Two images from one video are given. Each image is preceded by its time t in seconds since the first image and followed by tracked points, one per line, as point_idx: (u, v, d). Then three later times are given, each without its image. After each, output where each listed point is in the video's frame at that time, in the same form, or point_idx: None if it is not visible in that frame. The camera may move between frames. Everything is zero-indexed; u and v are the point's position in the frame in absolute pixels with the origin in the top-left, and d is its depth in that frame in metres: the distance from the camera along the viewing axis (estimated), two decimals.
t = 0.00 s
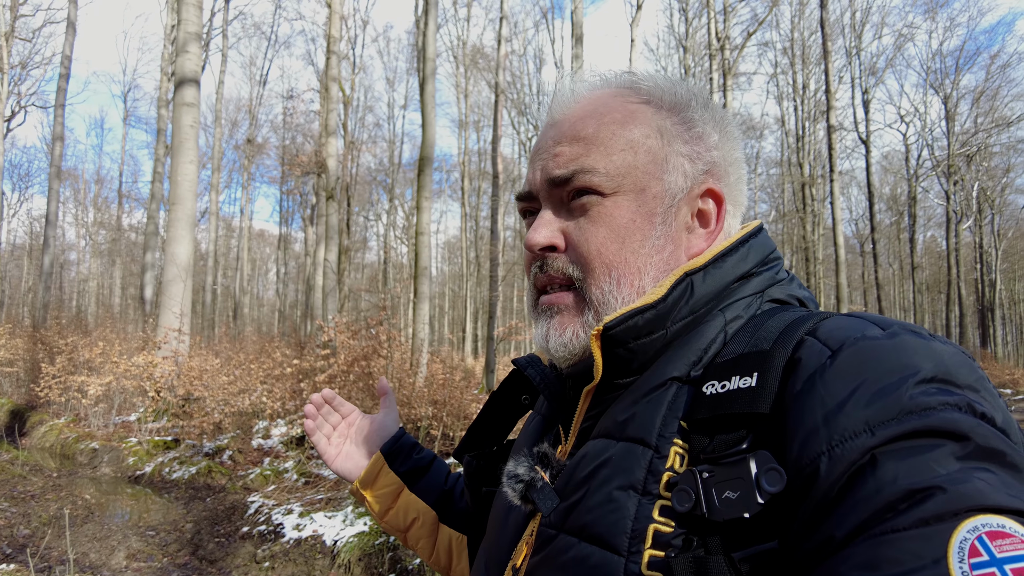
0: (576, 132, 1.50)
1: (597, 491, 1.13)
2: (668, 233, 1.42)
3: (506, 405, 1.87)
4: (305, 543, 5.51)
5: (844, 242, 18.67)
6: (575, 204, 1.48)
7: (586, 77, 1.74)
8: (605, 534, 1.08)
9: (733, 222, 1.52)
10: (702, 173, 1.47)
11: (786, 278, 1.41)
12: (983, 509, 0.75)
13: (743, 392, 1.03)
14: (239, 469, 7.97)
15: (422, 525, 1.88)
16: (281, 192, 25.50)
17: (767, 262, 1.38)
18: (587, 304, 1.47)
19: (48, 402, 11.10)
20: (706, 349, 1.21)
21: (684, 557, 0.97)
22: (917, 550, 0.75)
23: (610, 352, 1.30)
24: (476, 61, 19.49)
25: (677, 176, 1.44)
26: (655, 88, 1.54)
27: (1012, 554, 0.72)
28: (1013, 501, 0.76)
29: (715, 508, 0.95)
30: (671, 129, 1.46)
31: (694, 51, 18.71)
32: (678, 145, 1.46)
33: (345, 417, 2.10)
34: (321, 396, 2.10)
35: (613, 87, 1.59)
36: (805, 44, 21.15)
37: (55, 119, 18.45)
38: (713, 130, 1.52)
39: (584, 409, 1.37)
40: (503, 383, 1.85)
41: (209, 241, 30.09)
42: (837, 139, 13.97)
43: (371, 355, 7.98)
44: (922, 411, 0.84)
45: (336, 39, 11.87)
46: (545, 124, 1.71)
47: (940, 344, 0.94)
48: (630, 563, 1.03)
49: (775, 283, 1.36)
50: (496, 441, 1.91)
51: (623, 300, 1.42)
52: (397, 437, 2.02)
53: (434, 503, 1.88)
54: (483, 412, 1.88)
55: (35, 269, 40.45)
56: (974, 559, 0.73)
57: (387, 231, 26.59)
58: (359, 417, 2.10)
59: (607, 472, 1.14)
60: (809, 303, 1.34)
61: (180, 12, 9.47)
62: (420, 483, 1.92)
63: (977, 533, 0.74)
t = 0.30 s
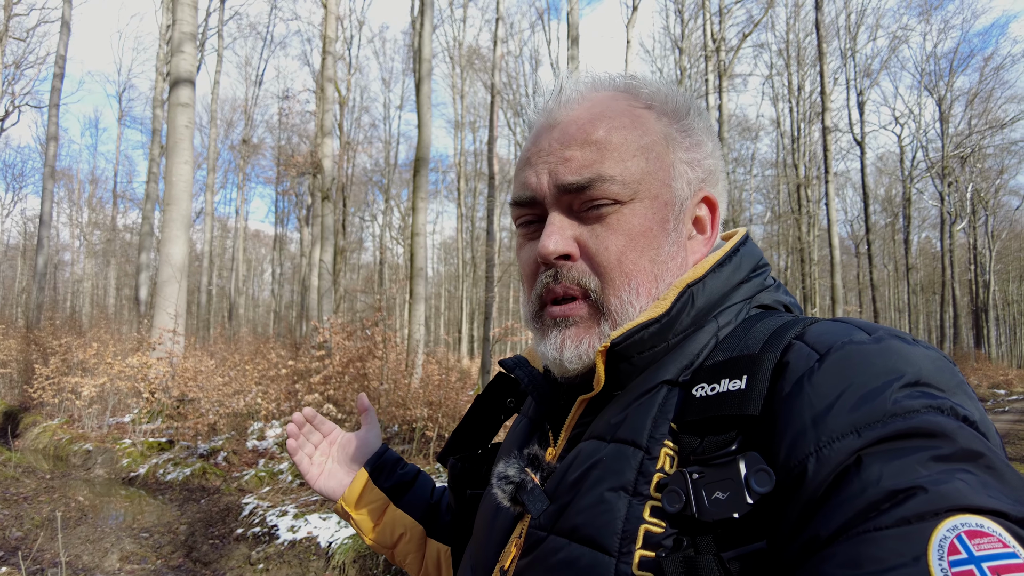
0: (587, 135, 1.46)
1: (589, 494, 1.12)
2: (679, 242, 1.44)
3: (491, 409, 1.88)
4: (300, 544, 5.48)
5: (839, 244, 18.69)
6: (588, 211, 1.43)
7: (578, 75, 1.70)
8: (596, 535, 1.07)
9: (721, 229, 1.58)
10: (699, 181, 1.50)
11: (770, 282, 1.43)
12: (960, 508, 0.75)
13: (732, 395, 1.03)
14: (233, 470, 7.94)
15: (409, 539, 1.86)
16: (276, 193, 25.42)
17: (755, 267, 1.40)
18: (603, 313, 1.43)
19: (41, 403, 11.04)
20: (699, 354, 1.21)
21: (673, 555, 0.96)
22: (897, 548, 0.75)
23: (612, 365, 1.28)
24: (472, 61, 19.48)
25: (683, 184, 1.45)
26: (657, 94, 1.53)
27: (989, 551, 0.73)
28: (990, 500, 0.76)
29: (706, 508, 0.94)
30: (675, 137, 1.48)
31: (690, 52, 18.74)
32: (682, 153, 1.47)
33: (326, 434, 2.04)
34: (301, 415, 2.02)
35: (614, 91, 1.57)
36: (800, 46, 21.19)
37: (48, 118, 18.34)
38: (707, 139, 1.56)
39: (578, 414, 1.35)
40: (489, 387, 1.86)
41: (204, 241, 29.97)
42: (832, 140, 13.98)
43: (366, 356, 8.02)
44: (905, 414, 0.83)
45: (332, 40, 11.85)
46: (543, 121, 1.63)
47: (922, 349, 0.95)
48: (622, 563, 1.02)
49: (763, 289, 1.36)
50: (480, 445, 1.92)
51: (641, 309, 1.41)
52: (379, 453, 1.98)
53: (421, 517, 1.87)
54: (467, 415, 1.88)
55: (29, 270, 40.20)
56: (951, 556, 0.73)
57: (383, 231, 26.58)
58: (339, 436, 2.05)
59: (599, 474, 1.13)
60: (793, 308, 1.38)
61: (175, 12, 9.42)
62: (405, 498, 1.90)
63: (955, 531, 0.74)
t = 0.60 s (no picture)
0: (570, 140, 1.45)
1: (572, 494, 1.11)
2: (661, 246, 1.44)
3: (473, 411, 1.88)
4: (295, 548, 5.45)
5: (836, 246, 18.73)
6: (573, 217, 1.43)
7: (558, 79, 1.70)
8: (580, 537, 1.06)
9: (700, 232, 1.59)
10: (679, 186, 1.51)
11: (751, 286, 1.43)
12: (936, 505, 0.75)
13: (713, 396, 1.02)
14: (229, 474, 7.90)
15: (393, 544, 1.86)
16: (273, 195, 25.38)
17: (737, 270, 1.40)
18: (589, 318, 1.43)
19: (36, 406, 10.99)
20: (682, 356, 1.21)
21: (657, 556, 0.95)
22: (875, 545, 0.74)
23: (599, 370, 1.26)
24: (469, 65, 19.50)
25: (664, 189, 1.46)
26: (637, 99, 1.54)
27: (965, 547, 0.72)
28: (966, 497, 0.76)
29: (688, 508, 0.94)
30: (655, 140, 1.48)
31: (687, 56, 18.79)
32: (662, 157, 1.48)
33: (307, 441, 2.03)
34: (284, 424, 2.00)
35: (594, 95, 1.56)
36: (797, 49, 21.24)
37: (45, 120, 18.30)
38: (687, 142, 1.57)
39: (561, 417, 1.34)
40: (469, 390, 1.86)
41: (201, 244, 29.92)
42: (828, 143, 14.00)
43: (363, 359, 8.08)
44: (882, 414, 0.83)
45: (330, 42, 11.85)
46: (522, 126, 1.63)
47: (900, 350, 0.95)
48: (605, 565, 1.01)
49: (743, 291, 1.36)
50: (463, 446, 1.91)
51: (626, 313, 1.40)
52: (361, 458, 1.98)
53: (406, 521, 1.86)
54: (449, 418, 1.87)
55: (24, 272, 40.03)
56: (926, 552, 0.73)
57: (380, 234, 26.59)
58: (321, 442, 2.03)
59: (582, 476, 1.12)
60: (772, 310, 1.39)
61: (172, 14, 9.40)
62: (390, 503, 1.88)
63: (929, 528, 0.74)
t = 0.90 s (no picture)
0: (559, 144, 1.45)
1: (568, 498, 1.11)
2: (654, 247, 1.43)
3: (469, 415, 1.87)
4: (293, 551, 5.43)
5: (835, 249, 18.75)
6: (565, 221, 1.42)
7: (547, 82, 1.70)
8: (577, 540, 1.05)
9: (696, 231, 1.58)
10: (671, 187, 1.51)
11: (749, 286, 1.42)
12: (937, 508, 0.74)
13: (712, 399, 1.02)
14: (228, 476, 7.89)
15: (388, 542, 1.85)
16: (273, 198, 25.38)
17: (735, 272, 1.38)
18: (583, 321, 1.42)
19: (34, 409, 10.97)
20: (678, 359, 1.21)
21: (655, 560, 0.94)
22: (873, 549, 0.74)
23: (597, 374, 1.26)
24: (469, 67, 19.52)
25: (656, 190, 1.46)
26: (623, 100, 1.53)
27: (967, 552, 0.72)
28: (965, 501, 0.75)
29: (687, 512, 0.93)
30: (646, 140, 1.48)
31: (686, 58, 18.78)
32: (652, 159, 1.47)
33: (299, 435, 1.97)
34: (275, 418, 1.92)
35: (581, 96, 1.56)
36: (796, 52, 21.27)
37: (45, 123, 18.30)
38: (678, 141, 1.56)
39: (558, 421, 1.33)
40: (464, 394, 1.85)
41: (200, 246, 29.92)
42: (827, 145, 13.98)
43: (362, 361, 8.06)
44: (880, 417, 0.83)
45: (329, 45, 11.85)
46: (511, 130, 1.63)
47: (897, 352, 0.94)
48: (603, 568, 1.00)
49: (741, 293, 1.36)
50: (461, 448, 1.90)
51: (620, 315, 1.40)
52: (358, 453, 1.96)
53: (401, 520, 1.86)
54: (445, 421, 1.87)
55: (24, 274, 39.99)
56: (927, 556, 0.72)
57: (380, 236, 26.66)
58: (314, 435, 1.98)
59: (579, 479, 1.12)
60: (771, 310, 1.37)
61: (171, 16, 9.40)
62: (385, 501, 1.89)
63: (932, 532, 0.73)
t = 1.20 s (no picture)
0: (560, 148, 1.45)
1: (568, 503, 1.11)
2: (654, 250, 1.43)
3: (469, 417, 1.87)
4: (294, 552, 5.43)
5: (835, 250, 18.75)
6: (565, 224, 1.43)
7: (549, 84, 1.69)
8: (576, 546, 1.05)
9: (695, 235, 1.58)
10: (671, 191, 1.51)
11: (749, 291, 1.42)
12: (933, 514, 0.75)
13: (709, 404, 1.02)
14: (228, 477, 7.90)
15: (391, 551, 1.86)
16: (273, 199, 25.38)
17: (734, 276, 1.39)
18: (582, 323, 1.42)
19: (34, 409, 10.97)
20: (678, 363, 1.21)
21: (653, 565, 0.95)
22: (868, 554, 0.74)
23: (596, 378, 1.26)
24: (469, 68, 19.52)
25: (656, 194, 1.46)
26: (626, 104, 1.53)
27: (962, 556, 0.72)
28: (962, 504, 0.76)
29: (686, 517, 0.94)
30: (646, 145, 1.49)
31: (686, 59, 18.76)
32: (652, 163, 1.48)
33: (300, 446, 1.97)
34: (276, 432, 1.93)
35: (583, 101, 1.57)
36: (797, 53, 21.26)
37: (45, 123, 18.29)
38: (678, 145, 1.56)
39: (558, 424, 1.34)
40: (465, 396, 1.86)
41: (200, 246, 29.92)
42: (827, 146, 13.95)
43: (362, 362, 7.98)
44: (877, 422, 0.83)
45: (330, 46, 11.84)
46: (513, 132, 1.63)
47: (894, 357, 0.95)
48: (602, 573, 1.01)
49: (740, 297, 1.36)
50: (461, 452, 1.91)
51: (619, 319, 1.40)
52: (358, 462, 1.97)
53: (402, 526, 1.86)
54: (446, 424, 1.88)
55: (24, 275, 39.96)
56: (925, 561, 0.72)
57: (381, 237, 26.64)
58: (314, 448, 1.99)
59: (578, 483, 1.12)
60: (771, 315, 1.37)
61: (172, 18, 9.39)
62: (387, 508, 1.89)
63: (927, 536, 0.73)
